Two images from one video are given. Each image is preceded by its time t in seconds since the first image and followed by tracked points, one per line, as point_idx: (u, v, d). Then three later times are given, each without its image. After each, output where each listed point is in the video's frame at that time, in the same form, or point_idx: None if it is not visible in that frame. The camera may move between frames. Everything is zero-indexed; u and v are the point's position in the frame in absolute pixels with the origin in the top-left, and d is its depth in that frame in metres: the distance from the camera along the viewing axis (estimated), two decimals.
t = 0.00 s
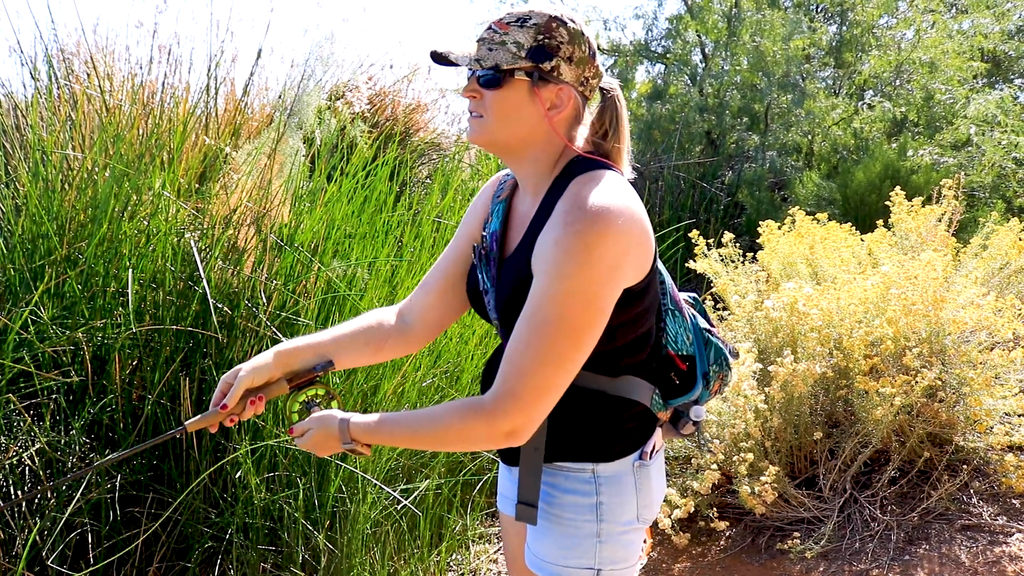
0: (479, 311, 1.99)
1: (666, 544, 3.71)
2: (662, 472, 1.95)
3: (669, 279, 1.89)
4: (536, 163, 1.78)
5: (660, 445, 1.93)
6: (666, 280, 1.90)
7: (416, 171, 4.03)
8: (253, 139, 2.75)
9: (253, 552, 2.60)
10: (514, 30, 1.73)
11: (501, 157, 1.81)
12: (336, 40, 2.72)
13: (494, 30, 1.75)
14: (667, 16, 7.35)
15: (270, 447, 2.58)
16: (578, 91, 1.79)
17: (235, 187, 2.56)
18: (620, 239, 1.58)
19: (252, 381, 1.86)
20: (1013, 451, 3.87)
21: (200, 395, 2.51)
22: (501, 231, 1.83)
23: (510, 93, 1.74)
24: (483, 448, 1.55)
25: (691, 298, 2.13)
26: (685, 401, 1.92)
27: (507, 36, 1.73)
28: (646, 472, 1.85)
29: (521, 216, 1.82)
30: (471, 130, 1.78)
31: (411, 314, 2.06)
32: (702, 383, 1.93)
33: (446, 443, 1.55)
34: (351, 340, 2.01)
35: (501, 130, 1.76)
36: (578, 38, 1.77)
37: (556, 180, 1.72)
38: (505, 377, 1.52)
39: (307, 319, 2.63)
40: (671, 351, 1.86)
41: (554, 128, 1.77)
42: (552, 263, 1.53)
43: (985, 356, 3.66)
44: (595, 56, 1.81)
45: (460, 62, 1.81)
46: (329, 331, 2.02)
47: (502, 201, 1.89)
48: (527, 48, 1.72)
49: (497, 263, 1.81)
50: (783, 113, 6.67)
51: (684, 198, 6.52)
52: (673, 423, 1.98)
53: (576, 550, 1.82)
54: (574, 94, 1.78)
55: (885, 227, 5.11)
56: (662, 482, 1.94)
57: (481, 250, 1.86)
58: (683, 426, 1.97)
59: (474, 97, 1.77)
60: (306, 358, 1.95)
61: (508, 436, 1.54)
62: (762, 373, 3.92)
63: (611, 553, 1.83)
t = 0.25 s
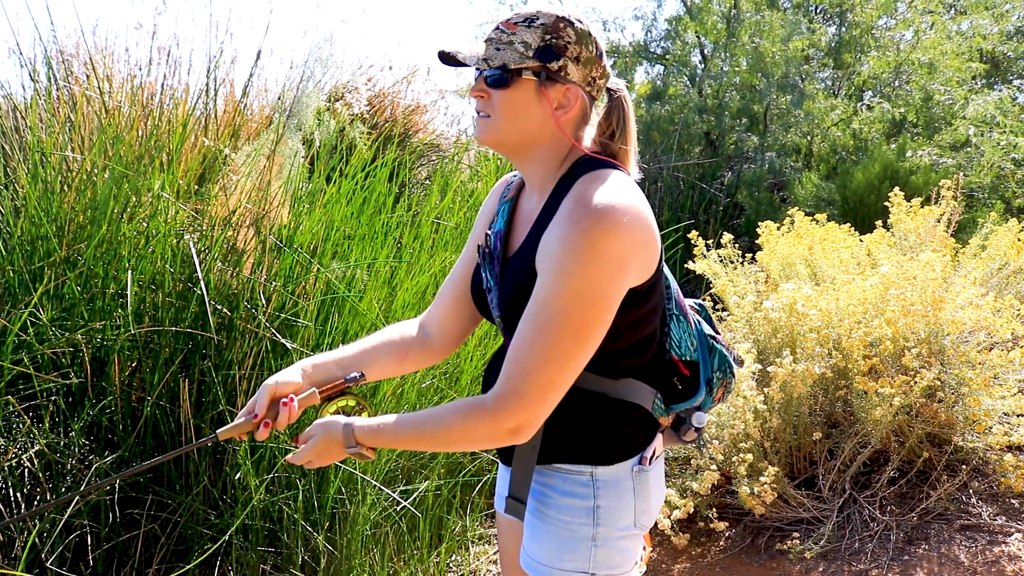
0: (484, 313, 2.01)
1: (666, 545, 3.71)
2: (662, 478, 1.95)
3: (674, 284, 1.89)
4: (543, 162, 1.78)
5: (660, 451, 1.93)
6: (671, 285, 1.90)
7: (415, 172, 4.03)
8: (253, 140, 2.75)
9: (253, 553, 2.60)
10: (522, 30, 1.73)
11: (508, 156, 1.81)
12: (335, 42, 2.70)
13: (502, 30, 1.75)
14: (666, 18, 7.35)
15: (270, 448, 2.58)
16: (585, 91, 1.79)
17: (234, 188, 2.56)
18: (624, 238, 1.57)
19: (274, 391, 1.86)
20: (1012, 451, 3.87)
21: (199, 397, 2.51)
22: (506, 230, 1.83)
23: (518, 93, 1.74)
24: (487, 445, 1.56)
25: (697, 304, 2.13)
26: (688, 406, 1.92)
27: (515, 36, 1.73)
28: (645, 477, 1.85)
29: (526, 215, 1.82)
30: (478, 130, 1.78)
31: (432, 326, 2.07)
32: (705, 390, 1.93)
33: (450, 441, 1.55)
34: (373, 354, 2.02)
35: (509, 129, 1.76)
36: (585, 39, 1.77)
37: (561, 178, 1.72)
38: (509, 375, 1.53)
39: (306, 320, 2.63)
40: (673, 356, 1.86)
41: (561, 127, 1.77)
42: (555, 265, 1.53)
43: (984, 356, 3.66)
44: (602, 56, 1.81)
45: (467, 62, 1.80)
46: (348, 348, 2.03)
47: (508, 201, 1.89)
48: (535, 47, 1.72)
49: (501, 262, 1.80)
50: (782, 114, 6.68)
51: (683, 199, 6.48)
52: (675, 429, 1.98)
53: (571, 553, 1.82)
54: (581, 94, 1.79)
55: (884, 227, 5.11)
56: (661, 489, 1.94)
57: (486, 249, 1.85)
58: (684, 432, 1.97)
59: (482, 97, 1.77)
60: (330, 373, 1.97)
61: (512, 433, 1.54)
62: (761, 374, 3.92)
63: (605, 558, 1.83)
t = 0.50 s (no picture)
0: (484, 317, 2.02)
1: (661, 546, 3.71)
2: (657, 487, 1.95)
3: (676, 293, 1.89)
4: (545, 163, 1.78)
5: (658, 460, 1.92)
6: (674, 293, 1.89)
7: (410, 173, 4.03)
8: (247, 141, 2.74)
9: (247, 555, 2.60)
10: (525, 32, 1.73)
11: (510, 157, 1.81)
12: (330, 43, 2.69)
13: (505, 31, 1.75)
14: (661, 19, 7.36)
15: (265, 450, 2.59)
16: (588, 92, 1.78)
17: (228, 189, 2.56)
18: (622, 241, 1.57)
19: (282, 403, 1.86)
20: (1005, 451, 3.88)
21: (192, 398, 2.51)
22: (506, 230, 1.83)
23: (521, 93, 1.74)
24: (480, 443, 1.56)
25: (700, 314, 2.13)
26: (686, 414, 1.92)
27: (518, 37, 1.73)
28: (641, 485, 1.85)
29: (526, 215, 1.82)
30: (481, 131, 1.78)
31: (438, 335, 2.07)
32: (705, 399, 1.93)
33: (444, 437, 1.56)
34: (381, 365, 2.03)
35: (512, 130, 1.76)
36: (587, 40, 1.77)
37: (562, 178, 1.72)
38: (503, 372, 1.53)
39: (301, 322, 2.63)
40: (673, 363, 1.85)
41: (564, 128, 1.77)
42: (552, 263, 1.53)
43: (977, 357, 3.67)
44: (604, 57, 1.81)
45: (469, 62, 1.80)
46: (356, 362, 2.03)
47: (509, 202, 1.88)
48: (538, 48, 1.71)
49: (501, 261, 1.80)
50: (776, 115, 6.69)
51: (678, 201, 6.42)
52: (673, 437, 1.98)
53: (563, 559, 1.82)
54: (584, 95, 1.78)
55: (877, 228, 5.12)
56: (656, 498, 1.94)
57: (485, 249, 1.84)
58: (684, 441, 1.97)
59: (485, 98, 1.77)
60: (340, 389, 1.97)
61: (505, 431, 1.54)
62: (756, 375, 3.93)
63: (598, 565, 1.83)
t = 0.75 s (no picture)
0: (477, 317, 2.02)
1: (656, 546, 3.72)
2: (648, 488, 1.95)
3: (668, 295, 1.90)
4: (539, 162, 1.77)
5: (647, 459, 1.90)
6: (665, 295, 1.90)
7: (405, 174, 4.03)
8: (242, 142, 2.74)
9: (243, 556, 2.60)
10: (520, 31, 1.73)
11: (507, 157, 1.80)
12: (325, 45, 2.69)
13: (500, 31, 1.75)
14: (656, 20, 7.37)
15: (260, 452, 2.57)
16: (583, 89, 1.79)
17: (224, 191, 2.55)
18: (625, 235, 1.58)
19: (306, 418, 1.84)
20: (1000, 450, 3.89)
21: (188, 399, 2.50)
22: (499, 228, 1.83)
23: (518, 93, 1.74)
24: (486, 445, 1.54)
25: (691, 317, 2.10)
26: (677, 416, 1.92)
27: (513, 37, 1.73)
28: (633, 485, 1.85)
29: (520, 212, 1.82)
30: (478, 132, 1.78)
31: (446, 339, 2.08)
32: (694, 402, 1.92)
33: (452, 440, 1.55)
34: (398, 374, 2.03)
35: (508, 130, 1.76)
36: (582, 37, 1.77)
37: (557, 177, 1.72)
38: (508, 371, 1.52)
39: (296, 323, 2.62)
40: (664, 365, 1.86)
41: (560, 126, 1.77)
42: (557, 253, 1.53)
43: (972, 356, 3.68)
44: (598, 55, 1.81)
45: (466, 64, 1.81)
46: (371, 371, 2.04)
47: (503, 200, 1.88)
48: (533, 48, 1.71)
49: (494, 259, 1.80)
50: (771, 115, 6.70)
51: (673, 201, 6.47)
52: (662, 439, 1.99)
53: (554, 559, 1.82)
54: (580, 93, 1.78)
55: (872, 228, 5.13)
56: (648, 498, 1.93)
57: (479, 247, 1.85)
58: (672, 442, 1.98)
59: (481, 99, 1.77)
60: (362, 402, 1.98)
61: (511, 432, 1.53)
62: (751, 375, 3.94)
63: (589, 565, 1.83)
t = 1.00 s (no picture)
0: (461, 313, 1.98)
1: (652, 547, 3.73)
2: (630, 486, 1.94)
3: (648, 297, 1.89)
4: (538, 157, 1.77)
5: (627, 458, 1.90)
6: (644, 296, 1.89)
7: (400, 176, 4.04)
8: (237, 144, 2.74)
9: (239, 559, 2.61)
10: (522, 26, 1.73)
11: (507, 151, 1.81)
12: (319, 47, 2.70)
13: (501, 26, 1.75)
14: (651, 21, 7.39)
15: (255, 454, 2.58)
16: (585, 85, 1.79)
17: (218, 194, 2.55)
18: (642, 225, 1.58)
19: (334, 413, 1.88)
20: (994, 450, 3.90)
21: (183, 401, 2.50)
22: (488, 219, 1.81)
23: (520, 88, 1.73)
24: (508, 434, 1.53)
25: (670, 321, 2.11)
26: (655, 416, 1.89)
27: (515, 32, 1.73)
28: (614, 482, 1.85)
29: (511, 205, 1.80)
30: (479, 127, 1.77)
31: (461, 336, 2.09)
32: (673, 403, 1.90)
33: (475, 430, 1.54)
34: (420, 374, 2.06)
35: (509, 125, 1.75)
36: (583, 33, 1.77)
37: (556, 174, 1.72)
38: (530, 360, 1.51)
39: (291, 325, 2.62)
40: (643, 364, 1.85)
41: (563, 121, 1.77)
42: (578, 237, 1.52)
43: (966, 356, 3.68)
44: (599, 50, 1.81)
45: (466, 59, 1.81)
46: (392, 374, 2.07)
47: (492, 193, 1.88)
48: (536, 43, 1.71)
49: (482, 250, 1.78)
50: (766, 116, 6.72)
51: (669, 202, 6.55)
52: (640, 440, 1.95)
53: (539, 560, 1.81)
54: (582, 89, 1.78)
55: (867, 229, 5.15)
56: (629, 495, 1.93)
57: (466, 238, 1.83)
58: (650, 443, 1.94)
59: (483, 93, 1.77)
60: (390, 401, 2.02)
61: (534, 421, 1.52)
62: (746, 375, 3.95)
63: (575, 565, 1.82)
